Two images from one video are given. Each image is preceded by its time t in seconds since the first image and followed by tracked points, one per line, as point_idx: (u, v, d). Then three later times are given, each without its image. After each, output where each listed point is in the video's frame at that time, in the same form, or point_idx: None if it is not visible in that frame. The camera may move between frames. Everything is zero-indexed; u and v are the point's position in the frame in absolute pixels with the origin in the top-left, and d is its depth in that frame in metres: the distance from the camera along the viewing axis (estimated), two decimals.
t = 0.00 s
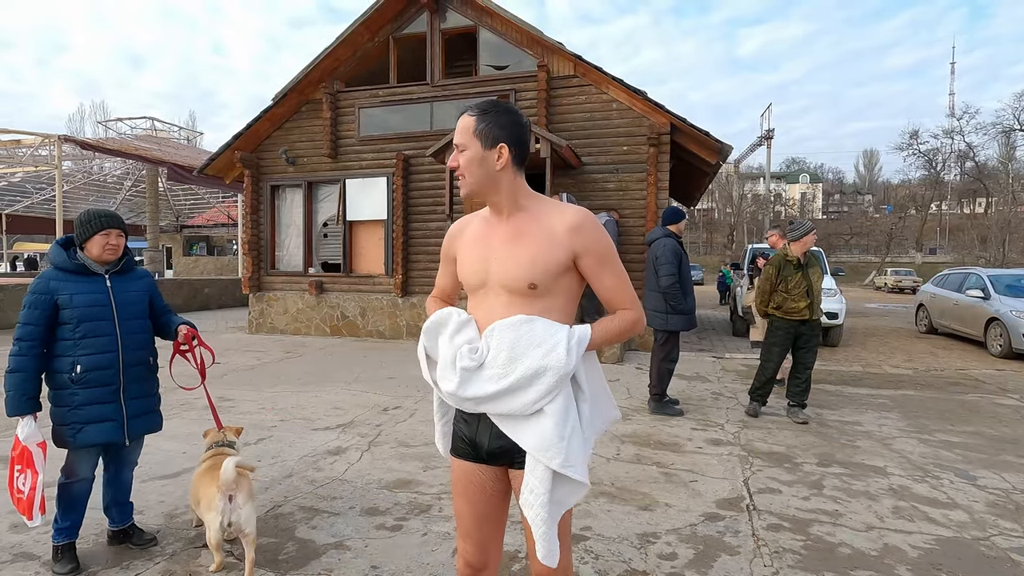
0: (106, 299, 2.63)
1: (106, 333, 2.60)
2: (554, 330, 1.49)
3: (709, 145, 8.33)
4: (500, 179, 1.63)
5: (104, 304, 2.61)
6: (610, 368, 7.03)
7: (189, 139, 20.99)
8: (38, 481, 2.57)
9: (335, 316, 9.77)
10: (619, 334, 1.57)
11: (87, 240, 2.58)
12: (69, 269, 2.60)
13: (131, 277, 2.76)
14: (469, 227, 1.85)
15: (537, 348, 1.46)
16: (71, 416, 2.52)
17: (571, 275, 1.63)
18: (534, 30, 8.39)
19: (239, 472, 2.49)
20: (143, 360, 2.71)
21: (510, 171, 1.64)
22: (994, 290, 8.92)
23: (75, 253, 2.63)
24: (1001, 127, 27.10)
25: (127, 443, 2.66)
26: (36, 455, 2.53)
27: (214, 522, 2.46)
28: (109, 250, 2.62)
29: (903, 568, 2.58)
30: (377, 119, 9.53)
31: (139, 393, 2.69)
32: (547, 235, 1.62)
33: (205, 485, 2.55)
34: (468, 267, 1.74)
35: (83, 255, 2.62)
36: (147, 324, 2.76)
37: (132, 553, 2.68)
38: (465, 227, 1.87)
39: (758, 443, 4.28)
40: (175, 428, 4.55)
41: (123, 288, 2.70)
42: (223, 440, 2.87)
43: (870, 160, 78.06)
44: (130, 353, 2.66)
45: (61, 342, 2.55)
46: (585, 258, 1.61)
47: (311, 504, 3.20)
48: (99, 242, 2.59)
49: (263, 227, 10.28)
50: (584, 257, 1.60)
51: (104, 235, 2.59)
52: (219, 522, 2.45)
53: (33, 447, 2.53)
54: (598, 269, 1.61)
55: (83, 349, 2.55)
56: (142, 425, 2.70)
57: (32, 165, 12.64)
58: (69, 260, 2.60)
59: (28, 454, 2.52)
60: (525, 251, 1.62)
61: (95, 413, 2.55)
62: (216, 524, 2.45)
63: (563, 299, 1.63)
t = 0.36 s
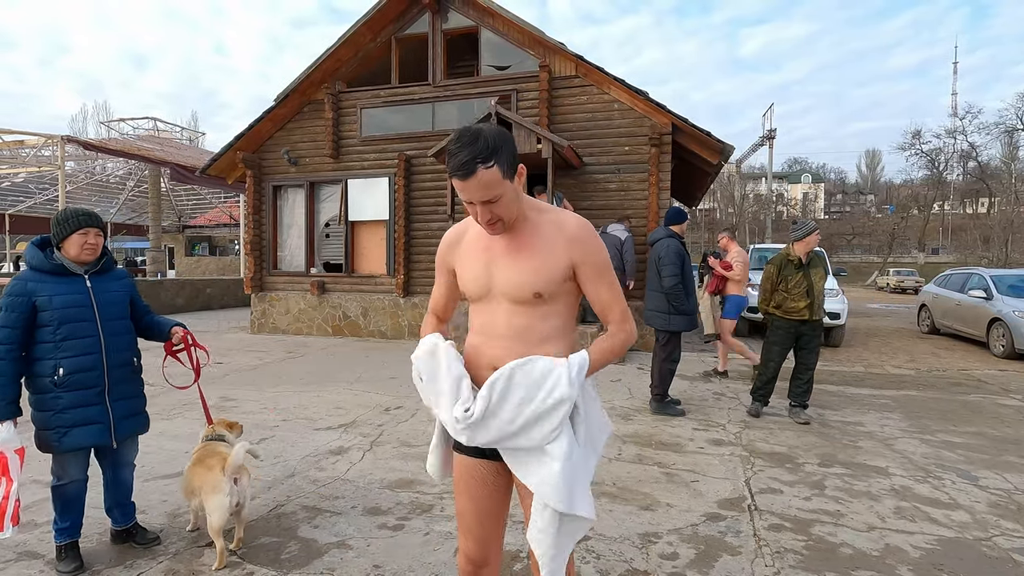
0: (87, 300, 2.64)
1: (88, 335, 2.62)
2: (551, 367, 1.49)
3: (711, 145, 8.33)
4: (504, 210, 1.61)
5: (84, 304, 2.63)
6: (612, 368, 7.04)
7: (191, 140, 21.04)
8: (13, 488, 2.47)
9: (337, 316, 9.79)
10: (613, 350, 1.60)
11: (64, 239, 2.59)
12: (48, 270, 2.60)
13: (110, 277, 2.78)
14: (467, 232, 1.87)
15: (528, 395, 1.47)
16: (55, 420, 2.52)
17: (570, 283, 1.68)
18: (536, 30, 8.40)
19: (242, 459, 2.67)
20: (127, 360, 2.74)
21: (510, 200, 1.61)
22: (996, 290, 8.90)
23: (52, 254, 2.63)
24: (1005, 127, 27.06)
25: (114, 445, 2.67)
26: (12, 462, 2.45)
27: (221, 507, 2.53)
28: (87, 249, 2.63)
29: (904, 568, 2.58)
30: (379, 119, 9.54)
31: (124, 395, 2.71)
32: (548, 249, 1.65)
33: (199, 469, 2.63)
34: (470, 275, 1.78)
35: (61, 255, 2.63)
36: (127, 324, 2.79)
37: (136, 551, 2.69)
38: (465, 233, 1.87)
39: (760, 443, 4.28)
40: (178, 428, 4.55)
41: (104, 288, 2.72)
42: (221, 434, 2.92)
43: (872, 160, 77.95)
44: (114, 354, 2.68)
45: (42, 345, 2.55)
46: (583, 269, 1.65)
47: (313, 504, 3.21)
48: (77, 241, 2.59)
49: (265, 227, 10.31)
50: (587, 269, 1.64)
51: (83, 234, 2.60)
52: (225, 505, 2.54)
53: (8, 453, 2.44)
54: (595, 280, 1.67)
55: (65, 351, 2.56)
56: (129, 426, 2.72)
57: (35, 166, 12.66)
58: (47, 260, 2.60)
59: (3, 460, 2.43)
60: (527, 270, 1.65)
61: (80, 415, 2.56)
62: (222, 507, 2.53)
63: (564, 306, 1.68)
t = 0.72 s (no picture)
0: (81, 301, 2.64)
1: (81, 336, 2.62)
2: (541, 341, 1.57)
3: (712, 145, 8.33)
4: (489, 204, 1.62)
5: (76, 305, 2.63)
6: (613, 368, 7.04)
7: (193, 140, 21.06)
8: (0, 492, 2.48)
9: (338, 316, 9.79)
10: (599, 331, 1.68)
11: (55, 240, 2.58)
12: (40, 271, 2.60)
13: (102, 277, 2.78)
14: (444, 234, 1.86)
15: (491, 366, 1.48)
16: (51, 422, 2.53)
17: (553, 278, 1.71)
18: (537, 30, 8.40)
19: (241, 450, 2.66)
20: (121, 361, 2.74)
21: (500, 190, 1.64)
22: (998, 290, 8.88)
23: (43, 254, 2.63)
24: (1007, 126, 27.00)
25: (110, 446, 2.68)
26: None
27: (220, 498, 2.55)
28: (77, 250, 2.63)
29: (906, 568, 2.58)
30: (380, 119, 9.55)
31: (119, 396, 2.72)
32: (531, 247, 1.67)
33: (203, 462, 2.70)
34: (452, 279, 1.75)
35: (53, 256, 2.63)
36: (120, 324, 2.79)
37: (138, 550, 2.70)
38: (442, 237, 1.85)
39: (762, 443, 4.28)
40: (179, 428, 4.56)
41: (97, 288, 2.72)
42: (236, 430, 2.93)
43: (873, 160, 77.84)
44: (109, 355, 2.69)
45: (36, 347, 2.55)
46: (565, 262, 1.69)
47: (315, 503, 3.21)
48: (68, 242, 2.59)
49: (267, 227, 10.32)
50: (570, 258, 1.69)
51: (73, 235, 2.60)
52: (223, 496, 2.55)
53: None
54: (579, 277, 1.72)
55: (60, 353, 2.57)
56: (125, 427, 2.73)
57: (37, 166, 12.67)
58: (38, 260, 2.60)
59: None
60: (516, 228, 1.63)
61: (76, 417, 2.57)
62: (221, 498, 2.54)
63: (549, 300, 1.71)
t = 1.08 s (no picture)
0: (87, 301, 2.65)
1: (88, 336, 2.62)
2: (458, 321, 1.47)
3: (713, 145, 8.32)
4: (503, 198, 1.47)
5: (84, 305, 2.63)
6: (613, 368, 7.03)
7: (194, 141, 21.10)
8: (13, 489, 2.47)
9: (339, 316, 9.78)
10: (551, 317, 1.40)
11: (66, 241, 2.59)
12: (48, 271, 2.60)
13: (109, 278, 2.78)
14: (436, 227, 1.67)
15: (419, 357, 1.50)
16: (55, 420, 2.52)
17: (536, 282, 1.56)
18: (538, 30, 8.40)
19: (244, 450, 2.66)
20: (126, 360, 2.75)
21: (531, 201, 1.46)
22: (999, 290, 8.87)
23: (50, 254, 2.63)
24: (1008, 126, 26.99)
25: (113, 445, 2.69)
26: (11, 462, 2.45)
27: (224, 499, 2.55)
28: (89, 251, 2.65)
29: (907, 568, 2.57)
30: (380, 119, 9.55)
31: (122, 396, 2.72)
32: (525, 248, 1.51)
33: (207, 463, 2.68)
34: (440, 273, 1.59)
35: (60, 255, 2.63)
36: (126, 325, 2.80)
37: (137, 551, 2.69)
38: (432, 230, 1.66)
39: (762, 443, 4.27)
40: (180, 428, 4.56)
41: (104, 289, 2.73)
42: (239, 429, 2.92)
43: (874, 160, 77.81)
44: (113, 355, 2.69)
45: (41, 346, 2.55)
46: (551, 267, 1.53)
47: (315, 503, 3.21)
48: (81, 243, 2.60)
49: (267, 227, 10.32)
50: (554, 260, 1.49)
51: (86, 236, 2.61)
52: (227, 495, 2.55)
53: (9, 454, 2.44)
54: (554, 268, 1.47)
55: (65, 352, 2.57)
56: (128, 426, 2.73)
57: (38, 166, 12.68)
58: (47, 260, 2.61)
59: (4, 462, 2.43)
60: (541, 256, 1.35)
61: (79, 416, 2.56)
62: (222, 498, 2.54)
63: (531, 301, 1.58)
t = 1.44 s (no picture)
0: (104, 300, 2.65)
1: (106, 334, 2.63)
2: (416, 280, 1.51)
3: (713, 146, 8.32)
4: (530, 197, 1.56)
5: (102, 305, 2.63)
6: (613, 369, 7.03)
7: (194, 141, 21.07)
8: (42, 483, 2.55)
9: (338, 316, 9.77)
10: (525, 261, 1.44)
11: (84, 242, 2.58)
12: (65, 270, 2.59)
13: (123, 278, 2.77)
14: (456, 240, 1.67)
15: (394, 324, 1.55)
16: (73, 416, 2.51)
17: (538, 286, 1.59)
18: (538, 31, 8.40)
19: (243, 450, 2.66)
20: (141, 358, 2.75)
21: (554, 201, 1.60)
22: (998, 291, 8.87)
23: (67, 254, 2.62)
24: (1007, 127, 26.98)
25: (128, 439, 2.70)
26: (40, 457, 2.52)
27: (223, 500, 2.54)
28: (107, 251, 2.65)
29: (907, 569, 2.57)
30: (380, 119, 9.55)
31: (139, 392, 2.73)
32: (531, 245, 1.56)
33: (207, 463, 2.67)
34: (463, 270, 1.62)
35: (76, 256, 2.62)
36: (141, 323, 2.81)
37: (137, 551, 2.69)
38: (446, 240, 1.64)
39: (762, 444, 4.27)
40: (179, 428, 4.55)
41: (119, 288, 2.73)
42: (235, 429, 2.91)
43: (874, 160, 77.82)
44: (130, 352, 2.70)
45: (59, 343, 2.53)
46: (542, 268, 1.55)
47: (314, 504, 3.20)
48: (100, 244, 2.61)
49: (267, 227, 10.32)
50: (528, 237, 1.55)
51: (104, 238, 2.62)
52: (226, 496, 2.55)
53: (36, 449, 2.50)
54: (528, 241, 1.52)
55: (84, 349, 2.56)
56: (143, 422, 2.75)
57: (37, 167, 12.67)
58: (64, 261, 2.60)
59: (32, 457, 2.51)
60: (546, 249, 1.49)
61: (97, 412, 2.57)
62: (222, 498, 2.54)
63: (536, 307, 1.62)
